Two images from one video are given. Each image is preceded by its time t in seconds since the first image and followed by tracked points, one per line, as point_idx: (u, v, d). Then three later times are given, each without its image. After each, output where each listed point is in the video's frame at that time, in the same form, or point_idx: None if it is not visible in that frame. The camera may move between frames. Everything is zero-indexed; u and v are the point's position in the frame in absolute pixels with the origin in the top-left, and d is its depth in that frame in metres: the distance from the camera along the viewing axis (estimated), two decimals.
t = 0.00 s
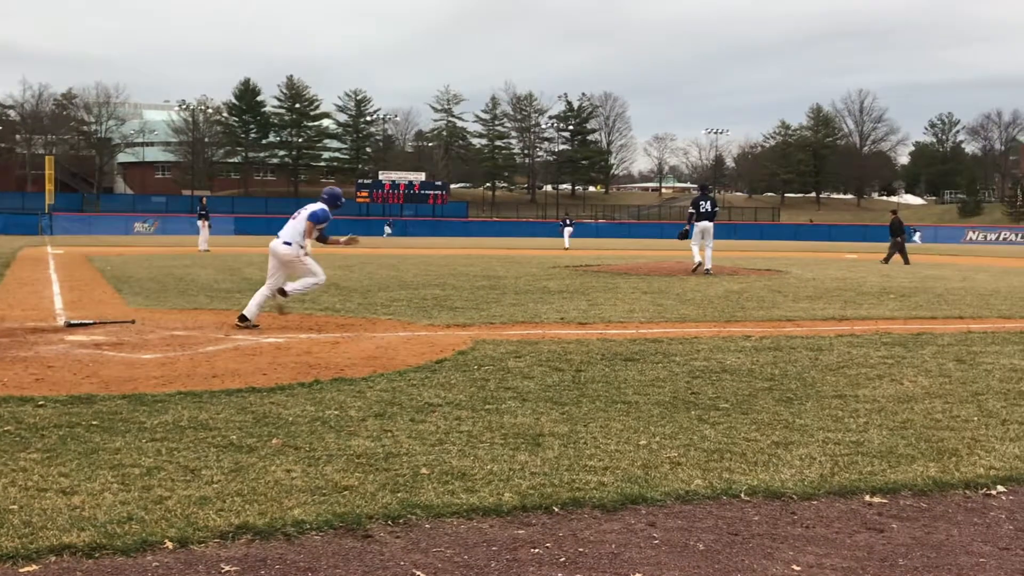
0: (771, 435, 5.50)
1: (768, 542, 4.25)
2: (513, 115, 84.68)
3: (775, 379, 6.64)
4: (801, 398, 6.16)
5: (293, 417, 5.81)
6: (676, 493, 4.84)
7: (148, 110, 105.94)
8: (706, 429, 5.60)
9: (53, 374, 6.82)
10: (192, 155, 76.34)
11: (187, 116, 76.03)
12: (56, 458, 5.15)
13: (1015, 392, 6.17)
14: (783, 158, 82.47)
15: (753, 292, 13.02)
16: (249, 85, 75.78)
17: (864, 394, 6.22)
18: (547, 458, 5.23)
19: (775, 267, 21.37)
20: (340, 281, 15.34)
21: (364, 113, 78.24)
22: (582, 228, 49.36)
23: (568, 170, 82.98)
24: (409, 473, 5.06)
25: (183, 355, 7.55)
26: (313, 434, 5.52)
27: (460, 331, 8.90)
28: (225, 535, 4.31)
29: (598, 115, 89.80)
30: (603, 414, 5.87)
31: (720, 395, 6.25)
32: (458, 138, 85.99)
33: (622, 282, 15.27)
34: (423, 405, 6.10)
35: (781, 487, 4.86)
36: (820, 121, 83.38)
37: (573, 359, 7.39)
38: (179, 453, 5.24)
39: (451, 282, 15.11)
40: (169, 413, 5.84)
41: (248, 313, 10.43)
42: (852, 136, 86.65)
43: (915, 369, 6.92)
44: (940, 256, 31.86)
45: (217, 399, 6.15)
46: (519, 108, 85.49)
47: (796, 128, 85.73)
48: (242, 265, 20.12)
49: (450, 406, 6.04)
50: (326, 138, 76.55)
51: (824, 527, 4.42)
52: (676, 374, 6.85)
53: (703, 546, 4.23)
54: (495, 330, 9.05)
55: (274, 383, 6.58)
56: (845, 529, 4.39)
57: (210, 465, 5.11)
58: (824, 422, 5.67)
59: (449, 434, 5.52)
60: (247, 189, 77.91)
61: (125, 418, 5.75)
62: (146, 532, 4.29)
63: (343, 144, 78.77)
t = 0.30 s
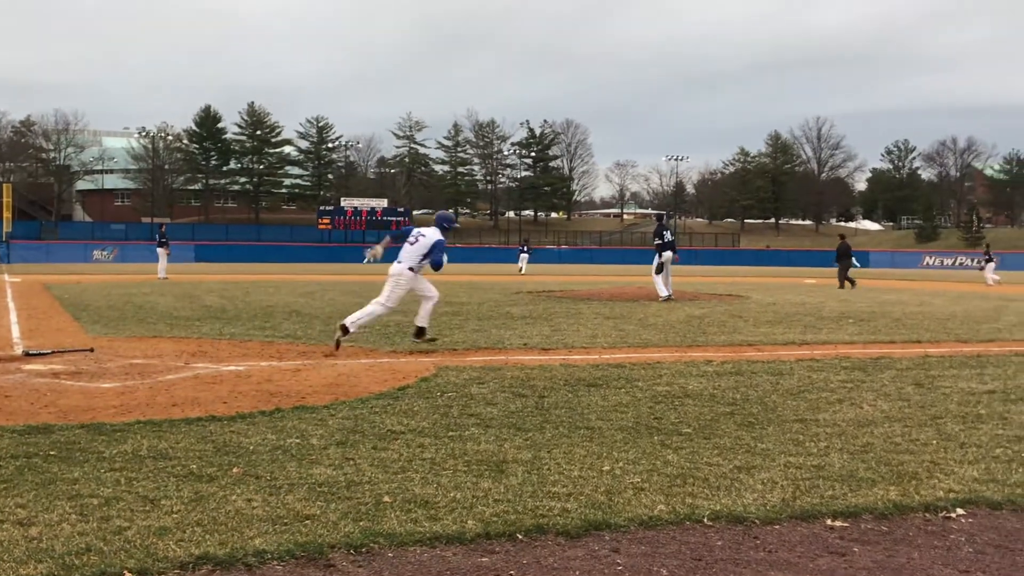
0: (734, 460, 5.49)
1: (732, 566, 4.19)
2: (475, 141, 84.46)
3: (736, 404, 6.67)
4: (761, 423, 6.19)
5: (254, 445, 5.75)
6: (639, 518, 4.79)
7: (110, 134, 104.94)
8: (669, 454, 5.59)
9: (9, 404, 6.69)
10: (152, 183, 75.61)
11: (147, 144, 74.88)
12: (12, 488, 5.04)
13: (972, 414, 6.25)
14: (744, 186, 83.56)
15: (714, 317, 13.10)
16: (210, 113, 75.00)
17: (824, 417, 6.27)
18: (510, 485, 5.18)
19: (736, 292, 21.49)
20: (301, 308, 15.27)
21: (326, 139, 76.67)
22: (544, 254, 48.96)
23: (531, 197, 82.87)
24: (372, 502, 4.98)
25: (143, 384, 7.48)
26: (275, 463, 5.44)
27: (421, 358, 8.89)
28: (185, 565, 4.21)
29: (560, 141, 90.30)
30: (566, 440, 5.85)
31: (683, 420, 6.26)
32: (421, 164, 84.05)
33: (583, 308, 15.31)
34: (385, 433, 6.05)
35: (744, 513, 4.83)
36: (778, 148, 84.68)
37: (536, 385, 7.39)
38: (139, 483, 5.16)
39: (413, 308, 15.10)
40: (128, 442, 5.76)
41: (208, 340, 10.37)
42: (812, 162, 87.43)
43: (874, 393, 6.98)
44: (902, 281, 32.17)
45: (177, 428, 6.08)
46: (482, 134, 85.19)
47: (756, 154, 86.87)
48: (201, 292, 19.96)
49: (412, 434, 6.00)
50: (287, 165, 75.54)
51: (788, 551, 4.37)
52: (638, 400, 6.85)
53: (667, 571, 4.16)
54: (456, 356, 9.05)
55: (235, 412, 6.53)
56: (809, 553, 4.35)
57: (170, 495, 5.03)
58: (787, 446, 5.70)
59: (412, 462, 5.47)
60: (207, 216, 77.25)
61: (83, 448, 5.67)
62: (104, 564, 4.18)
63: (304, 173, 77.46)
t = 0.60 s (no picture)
0: (701, 482, 5.48)
1: None
2: (442, 164, 83.91)
3: (703, 427, 6.68)
4: (728, 445, 6.20)
5: (219, 471, 5.68)
6: (607, 542, 4.71)
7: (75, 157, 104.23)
8: (636, 476, 5.57)
9: None
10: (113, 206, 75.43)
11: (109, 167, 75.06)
12: None
13: (935, 436, 6.32)
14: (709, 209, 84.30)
15: (680, 340, 13.16)
16: (175, 134, 74.57)
17: (789, 440, 6.31)
18: (477, 509, 5.11)
19: (703, 314, 21.62)
20: (266, 331, 15.16)
21: (291, 162, 76.75)
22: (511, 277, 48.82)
23: (497, 221, 83.07)
24: (337, 527, 4.88)
25: (105, 410, 7.39)
26: (238, 488, 5.37)
27: (387, 382, 8.86)
28: None
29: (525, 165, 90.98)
30: (533, 464, 5.83)
31: (648, 443, 6.27)
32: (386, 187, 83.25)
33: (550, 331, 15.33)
34: (351, 457, 6.00)
35: (711, 534, 4.77)
36: (743, 172, 85.15)
37: (503, 408, 7.37)
38: (101, 509, 5.05)
39: (379, 331, 15.05)
40: (90, 469, 5.67)
41: (172, 365, 10.28)
42: (776, 186, 87.39)
43: (839, 415, 7.03)
44: (867, 303, 32.49)
45: (140, 454, 6.00)
46: (448, 158, 84.39)
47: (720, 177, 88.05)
48: (164, 316, 19.80)
49: (377, 458, 5.95)
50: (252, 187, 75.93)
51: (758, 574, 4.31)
52: (605, 423, 6.86)
53: None
54: (423, 379, 9.03)
55: (199, 437, 6.46)
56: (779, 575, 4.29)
57: (133, 521, 4.91)
58: (752, 469, 5.70)
59: (378, 486, 5.40)
60: (170, 239, 76.65)
61: (43, 475, 5.56)
62: None
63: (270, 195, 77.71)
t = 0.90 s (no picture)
0: (672, 498, 5.47)
1: None
2: (415, 178, 84.50)
3: (675, 441, 6.71)
4: (699, 460, 6.24)
5: (189, 487, 5.63)
6: (578, 557, 4.62)
7: (45, 170, 103.56)
8: (608, 492, 5.57)
9: None
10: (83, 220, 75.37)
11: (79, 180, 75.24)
12: None
13: (905, 450, 6.37)
14: (681, 223, 84.27)
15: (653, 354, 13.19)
16: (145, 148, 74.06)
17: (761, 454, 6.35)
18: (449, 525, 5.06)
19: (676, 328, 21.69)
20: (237, 346, 15.11)
21: (262, 177, 76.18)
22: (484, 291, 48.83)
23: (470, 235, 82.88)
24: (307, 544, 4.79)
25: (74, 424, 7.35)
26: (209, 505, 5.31)
27: (359, 397, 8.85)
28: None
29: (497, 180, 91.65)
30: (506, 478, 5.82)
31: (620, 458, 6.27)
32: (359, 203, 85.15)
33: (523, 346, 15.33)
34: (322, 474, 5.98)
35: (682, 550, 4.70)
36: (714, 188, 85.50)
37: (475, 423, 7.38)
38: (68, 525, 4.95)
39: (351, 347, 15.01)
40: (59, 485, 5.61)
41: (140, 380, 10.21)
42: (745, 202, 90.65)
43: (809, 430, 7.09)
44: (838, 318, 32.77)
45: (109, 470, 5.95)
46: (420, 172, 85.04)
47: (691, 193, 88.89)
48: (134, 331, 19.69)
49: (349, 474, 5.93)
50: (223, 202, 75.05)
51: None
52: (577, 437, 6.88)
53: None
54: (395, 395, 9.03)
55: (169, 453, 6.42)
56: None
57: (101, 537, 4.80)
58: (725, 484, 5.71)
59: (350, 502, 5.37)
60: (140, 253, 76.40)
61: (10, 490, 5.48)
62: None
63: (241, 208, 77.13)
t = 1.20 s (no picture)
0: (652, 505, 5.46)
1: None
2: (393, 185, 84.32)
3: (654, 449, 6.72)
4: (678, 467, 6.25)
5: (165, 495, 5.59)
6: (557, 565, 4.58)
7: (23, 176, 103.02)
8: (587, 499, 5.56)
9: None
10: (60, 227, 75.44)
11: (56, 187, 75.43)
12: None
13: (883, 459, 6.40)
14: (659, 232, 86.46)
15: (631, 363, 13.23)
16: (122, 154, 74.09)
17: (739, 462, 6.36)
18: (428, 533, 5.03)
19: (655, 336, 21.81)
20: (215, 353, 15.02)
21: (240, 183, 77.73)
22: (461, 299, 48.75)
23: (449, 242, 83.28)
24: (285, 551, 4.73)
25: (49, 432, 7.30)
26: (186, 513, 5.27)
27: (338, 405, 8.83)
28: None
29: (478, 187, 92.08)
30: (485, 487, 5.80)
31: (599, 466, 6.28)
32: (338, 209, 84.53)
33: (502, 353, 15.34)
34: (300, 482, 5.94)
35: (662, 557, 4.67)
36: (693, 196, 86.82)
37: (454, 431, 7.37)
38: (44, 534, 4.90)
39: (330, 353, 15.00)
40: (33, 492, 5.56)
41: (116, 387, 10.15)
42: (726, 210, 89.49)
43: (788, 437, 7.12)
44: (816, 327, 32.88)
45: (85, 478, 5.90)
46: (400, 179, 84.94)
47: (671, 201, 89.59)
48: (110, 337, 19.59)
49: (329, 482, 5.90)
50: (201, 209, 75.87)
51: None
52: (556, 445, 6.88)
53: None
54: (375, 402, 9.01)
55: (145, 460, 6.38)
56: None
57: (77, 545, 4.74)
58: (703, 491, 5.72)
59: (327, 510, 5.33)
60: (117, 259, 76.23)
61: None
62: None
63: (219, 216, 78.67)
